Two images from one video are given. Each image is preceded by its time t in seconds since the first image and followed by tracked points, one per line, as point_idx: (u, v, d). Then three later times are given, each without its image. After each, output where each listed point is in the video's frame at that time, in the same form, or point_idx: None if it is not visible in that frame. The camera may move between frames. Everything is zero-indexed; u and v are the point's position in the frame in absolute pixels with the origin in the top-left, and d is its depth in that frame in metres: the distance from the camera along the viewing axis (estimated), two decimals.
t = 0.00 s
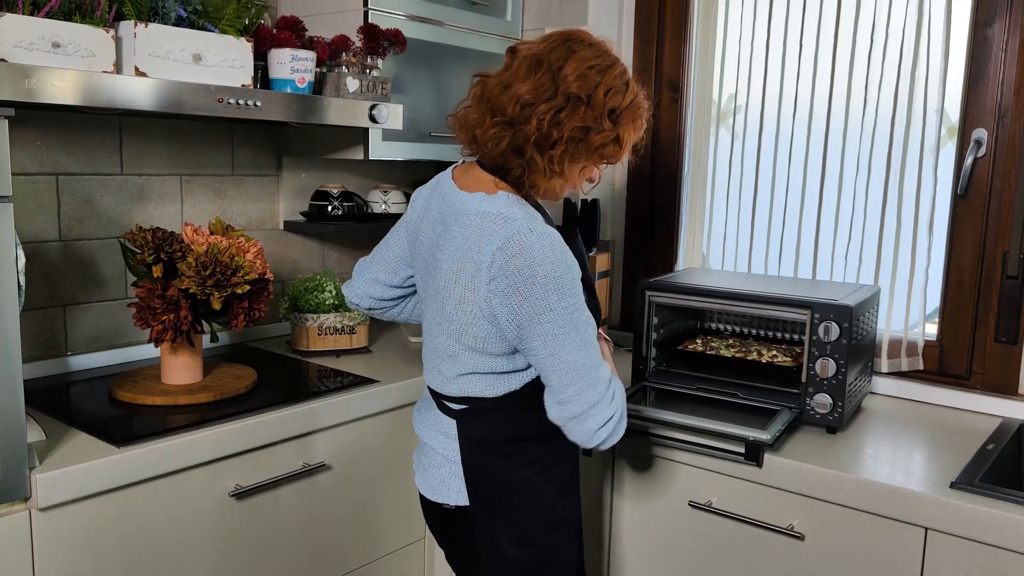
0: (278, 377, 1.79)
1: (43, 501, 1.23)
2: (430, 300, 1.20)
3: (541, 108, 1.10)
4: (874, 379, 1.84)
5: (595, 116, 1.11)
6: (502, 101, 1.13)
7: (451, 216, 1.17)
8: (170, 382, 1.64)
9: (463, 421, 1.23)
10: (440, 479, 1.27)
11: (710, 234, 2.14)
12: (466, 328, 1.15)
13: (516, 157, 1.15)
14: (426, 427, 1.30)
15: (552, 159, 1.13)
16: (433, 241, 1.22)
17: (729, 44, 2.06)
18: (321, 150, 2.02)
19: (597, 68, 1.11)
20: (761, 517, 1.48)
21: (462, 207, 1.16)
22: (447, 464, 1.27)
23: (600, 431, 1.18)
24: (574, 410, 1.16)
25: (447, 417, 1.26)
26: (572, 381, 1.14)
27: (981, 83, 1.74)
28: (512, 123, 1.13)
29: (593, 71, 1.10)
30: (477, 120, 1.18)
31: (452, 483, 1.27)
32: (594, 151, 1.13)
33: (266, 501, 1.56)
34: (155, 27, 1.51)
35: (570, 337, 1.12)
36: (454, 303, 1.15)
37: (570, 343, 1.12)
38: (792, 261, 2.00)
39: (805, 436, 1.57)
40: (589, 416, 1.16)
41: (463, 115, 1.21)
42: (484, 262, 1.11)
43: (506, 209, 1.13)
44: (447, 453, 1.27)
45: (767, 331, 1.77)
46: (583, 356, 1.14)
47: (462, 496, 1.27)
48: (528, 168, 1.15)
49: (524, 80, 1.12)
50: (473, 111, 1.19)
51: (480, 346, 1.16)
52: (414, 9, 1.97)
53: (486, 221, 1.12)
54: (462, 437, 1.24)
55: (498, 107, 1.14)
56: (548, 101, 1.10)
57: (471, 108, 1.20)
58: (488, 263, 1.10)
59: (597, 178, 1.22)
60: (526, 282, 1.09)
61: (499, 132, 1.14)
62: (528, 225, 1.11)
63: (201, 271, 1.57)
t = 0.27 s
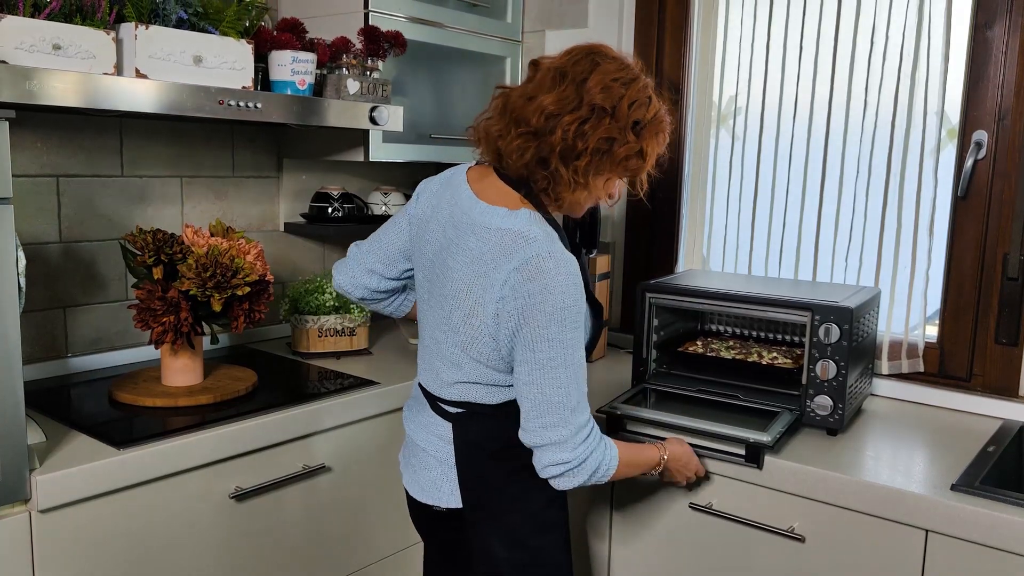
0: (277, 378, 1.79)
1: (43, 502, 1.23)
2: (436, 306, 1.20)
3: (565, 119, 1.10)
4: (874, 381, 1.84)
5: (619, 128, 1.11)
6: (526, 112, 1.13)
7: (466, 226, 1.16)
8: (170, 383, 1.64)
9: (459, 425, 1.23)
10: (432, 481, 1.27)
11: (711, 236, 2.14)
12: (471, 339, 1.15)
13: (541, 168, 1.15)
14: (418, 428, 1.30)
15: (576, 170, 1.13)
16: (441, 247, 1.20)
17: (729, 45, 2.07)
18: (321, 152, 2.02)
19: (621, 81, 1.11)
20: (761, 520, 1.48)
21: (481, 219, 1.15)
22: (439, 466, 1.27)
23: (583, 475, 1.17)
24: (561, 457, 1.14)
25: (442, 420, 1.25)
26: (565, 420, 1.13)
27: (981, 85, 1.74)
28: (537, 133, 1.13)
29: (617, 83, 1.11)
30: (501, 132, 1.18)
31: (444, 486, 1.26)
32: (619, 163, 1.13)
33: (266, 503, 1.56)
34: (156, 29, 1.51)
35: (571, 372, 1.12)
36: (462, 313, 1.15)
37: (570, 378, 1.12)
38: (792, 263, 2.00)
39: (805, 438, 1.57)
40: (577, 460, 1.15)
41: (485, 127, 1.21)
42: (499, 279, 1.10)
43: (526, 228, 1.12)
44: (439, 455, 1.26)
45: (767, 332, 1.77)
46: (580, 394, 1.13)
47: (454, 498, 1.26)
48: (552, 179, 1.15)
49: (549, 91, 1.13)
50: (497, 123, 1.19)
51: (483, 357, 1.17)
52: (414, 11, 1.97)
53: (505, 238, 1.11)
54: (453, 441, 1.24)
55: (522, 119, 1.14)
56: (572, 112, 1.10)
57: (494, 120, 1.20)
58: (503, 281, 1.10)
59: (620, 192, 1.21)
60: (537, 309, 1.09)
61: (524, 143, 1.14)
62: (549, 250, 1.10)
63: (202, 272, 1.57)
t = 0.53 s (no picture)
0: (277, 378, 1.79)
1: (43, 502, 1.23)
2: (438, 310, 1.19)
3: (589, 130, 1.10)
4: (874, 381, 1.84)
5: (641, 140, 1.11)
6: (549, 124, 1.13)
7: (473, 233, 1.15)
8: (171, 383, 1.64)
9: (460, 426, 1.23)
10: (434, 481, 1.27)
11: (712, 236, 2.14)
12: (474, 347, 1.14)
13: (565, 180, 1.14)
14: (419, 429, 1.30)
15: (600, 182, 1.13)
16: (445, 253, 1.19)
17: (730, 45, 2.07)
18: (321, 152, 2.02)
19: (641, 94, 1.12)
20: (762, 520, 1.48)
21: (488, 227, 1.14)
22: (441, 467, 1.27)
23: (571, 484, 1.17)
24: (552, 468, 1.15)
25: (443, 421, 1.25)
26: (561, 433, 1.13)
27: (981, 86, 1.74)
28: (561, 146, 1.13)
29: (637, 96, 1.11)
30: (523, 145, 1.17)
31: (446, 486, 1.26)
32: (641, 176, 1.13)
33: (266, 502, 1.56)
34: (157, 29, 1.51)
35: (570, 385, 1.11)
36: (466, 321, 1.14)
37: (568, 392, 1.11)
38: (793, 263, 2.00)
39: (805, 438, 1.57)
40: (568, 470, 1.15)
41: (503, 141, 1.21)
42: (506, 290, 1.09)
43: (534, 240, 1.11)
44: (440, 455, 1.26)
45: (767, 333, 1.77)
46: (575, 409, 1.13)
47: (456, 498, 1.26)
48: (576, 192, 1.14)
49: (570, 105, 1.13)
50: (517, 137, 1.19)
51: (485, 365, 1.16)
52: (415, 11, 1.97)
53: (513, 248, 1.10)
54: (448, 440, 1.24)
55: (545, 132, 1.14)
56: (595, 124, 1.10)
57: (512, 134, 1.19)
58: (509, 293, 1.09)
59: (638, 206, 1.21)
60: (542, 323, 1.08)
61: (549, 155, 1.13)
62: (555, 264, 1.09)
63: (202, 272, 1.57)
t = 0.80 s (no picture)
0: (280, 377, 1.79)
1: (47, 501, 1.23)
2: (444, 311, 1.19)
3: (598, 134, 1.11)
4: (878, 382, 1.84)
5: (649, 145, 1.13)
6: (558, 129, 1.14)
7: (478, 235, 1.15)
8: (175, 383, 1.64)
9: (463, 427, 1.23)
10: (437, 482, 1.27)
11: (715, 236, 2.14)
12: (483, 348, 1.14)
13: (574, 185, 1.15)
14: (422, 430, 1.30)
15: (609, 186, 1.14)
16: (449, 254, 1.19)
17: (734, 45, 2.06)
18: (325, 152, 2.02)
19: (647, 100, 1.14)
20: (766, 520, 1.48)
21: (494, 229, 1.13)
22: (444, 468, 1.27)
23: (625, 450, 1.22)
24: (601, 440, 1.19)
25: (446, 422, 1.25)
26: (596, 416, 1.16)
27: (986, 86, 1.73)
28: (570, 150, 1.14)
29: (644, 101, 1.13)
30: (531, 150, 1.18)
31: (449, 486, 1.27)
32: (649, 180, 1.14)
33: (270, 502, 1.56)
34: (161, 28, 1.51)
35: (596, 373, 1.13)
36: (474, 322, 1.14)
37: (596, 379, 1.13)
38: (796, 263, 2.00)
39: (809, 438, 1.57)
40: (616, 442, 1.20)
41: (511, 147, 1.22)
42: (512, 293, 1.09)
43: (541, 241, 1.11)
44: (443, 457, 1.27)
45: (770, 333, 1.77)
46: (610, 390, 1.15)
47: (459, 499, 1.27)
48: (585, 197, 1.15)
49: (579, 110, 1.14)
50: (525, 142, 1.20)
51: (501, 367, 1.16)
52: (418, 11, 1.97)
53: (519, 250, 1.10)
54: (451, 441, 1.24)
55: (553, 137, 1.15)
56: (604, 129, 1.12)
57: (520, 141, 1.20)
58: (516, 295, 1.09)
59: (644, 213, 1.22)
60: (555, 322, 1.08)
61: (559, 160, 1.14)
62: (562, 264, 1.09)
63: (206, 272, 1.57)
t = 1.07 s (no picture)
0: (284, 377, 1.79)
1: (52, 500, 1.24)
2: (454, 310, 1.18)
3: (603, 132, 1.12)
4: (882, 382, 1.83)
5: (654, 144, 1.13)
6: (563, 126, 1.15)
7: (486, 232, 1.14)
8: (179, 383, 1.64)
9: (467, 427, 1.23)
10: (446, 481, 1.27)
11: (718, 237, 2.13)
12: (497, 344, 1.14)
13: (579, 183, 1.16)
14: (429, 429, 1.30)
15: (613, 184, 1.14)
16: (457, 252, 1.18)
17: (737, 45, 2.06)
18: (328, 152, 2.02)
19: (653, 99, 1.14)
20: (769, 520, 1.48)
21: (503, 225, 1.13)
22: (453, 467, 1.27)
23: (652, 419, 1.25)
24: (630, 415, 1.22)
25: (454, 422, 1.25)
26: (620, 395, 1.18)
27: (990, 86, 1.73)
28: (575, 147, 1.14)
29: (649, 100, 1.14)
30: (536, 146, 1.18)
31: (458, 486, 1.27)
32: (653, 178, 1.15)
33: (274, 501, 1.56)
34: (164, 29, 1.51)
35: (617, 357, 1.15)
36: (487, 319, 1.14)
37: (620, 359, 1.15)
38: (800, 263, 2.00)
39: (812, 439, 1.57)
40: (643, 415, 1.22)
41: (516, 143, 1.22)
42: (526, 289, 1.09)
43: (551, 235, 1.11)
44: (452, 457, 1.26)
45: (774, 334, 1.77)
46: (632, 370, 1.17)
47: (469, 498, 1.27)
48: (590, 194, 1.16)
49: (584, 108, 1.15)
50: (530, 139, 1.20)
51: (518, 361, 1.16)
52: (422, 11, 1.97)
53: (530, 245, 1.10)
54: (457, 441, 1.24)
55: (558, 134, 1.16)
56: (608, 127, 1.12)
57: (525, 138, 1.21)
58: (531, 290, 1.09)
59: (648, 211, 1.23)
60: (572, 312, 1.09)
61: (564, 157, 1.14)
62: (573, 256, 1.10)
63: (210, 272, 1.58)
